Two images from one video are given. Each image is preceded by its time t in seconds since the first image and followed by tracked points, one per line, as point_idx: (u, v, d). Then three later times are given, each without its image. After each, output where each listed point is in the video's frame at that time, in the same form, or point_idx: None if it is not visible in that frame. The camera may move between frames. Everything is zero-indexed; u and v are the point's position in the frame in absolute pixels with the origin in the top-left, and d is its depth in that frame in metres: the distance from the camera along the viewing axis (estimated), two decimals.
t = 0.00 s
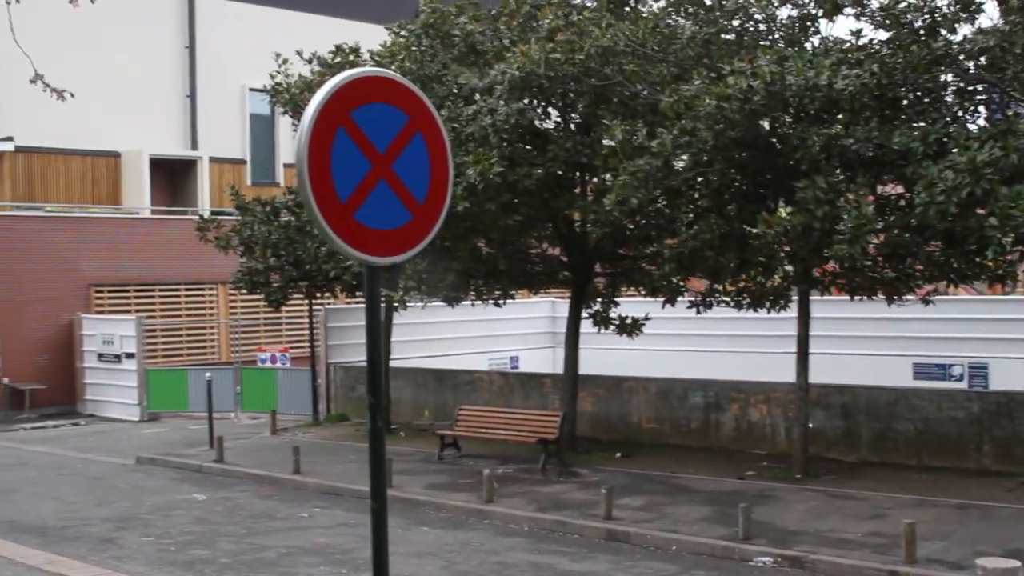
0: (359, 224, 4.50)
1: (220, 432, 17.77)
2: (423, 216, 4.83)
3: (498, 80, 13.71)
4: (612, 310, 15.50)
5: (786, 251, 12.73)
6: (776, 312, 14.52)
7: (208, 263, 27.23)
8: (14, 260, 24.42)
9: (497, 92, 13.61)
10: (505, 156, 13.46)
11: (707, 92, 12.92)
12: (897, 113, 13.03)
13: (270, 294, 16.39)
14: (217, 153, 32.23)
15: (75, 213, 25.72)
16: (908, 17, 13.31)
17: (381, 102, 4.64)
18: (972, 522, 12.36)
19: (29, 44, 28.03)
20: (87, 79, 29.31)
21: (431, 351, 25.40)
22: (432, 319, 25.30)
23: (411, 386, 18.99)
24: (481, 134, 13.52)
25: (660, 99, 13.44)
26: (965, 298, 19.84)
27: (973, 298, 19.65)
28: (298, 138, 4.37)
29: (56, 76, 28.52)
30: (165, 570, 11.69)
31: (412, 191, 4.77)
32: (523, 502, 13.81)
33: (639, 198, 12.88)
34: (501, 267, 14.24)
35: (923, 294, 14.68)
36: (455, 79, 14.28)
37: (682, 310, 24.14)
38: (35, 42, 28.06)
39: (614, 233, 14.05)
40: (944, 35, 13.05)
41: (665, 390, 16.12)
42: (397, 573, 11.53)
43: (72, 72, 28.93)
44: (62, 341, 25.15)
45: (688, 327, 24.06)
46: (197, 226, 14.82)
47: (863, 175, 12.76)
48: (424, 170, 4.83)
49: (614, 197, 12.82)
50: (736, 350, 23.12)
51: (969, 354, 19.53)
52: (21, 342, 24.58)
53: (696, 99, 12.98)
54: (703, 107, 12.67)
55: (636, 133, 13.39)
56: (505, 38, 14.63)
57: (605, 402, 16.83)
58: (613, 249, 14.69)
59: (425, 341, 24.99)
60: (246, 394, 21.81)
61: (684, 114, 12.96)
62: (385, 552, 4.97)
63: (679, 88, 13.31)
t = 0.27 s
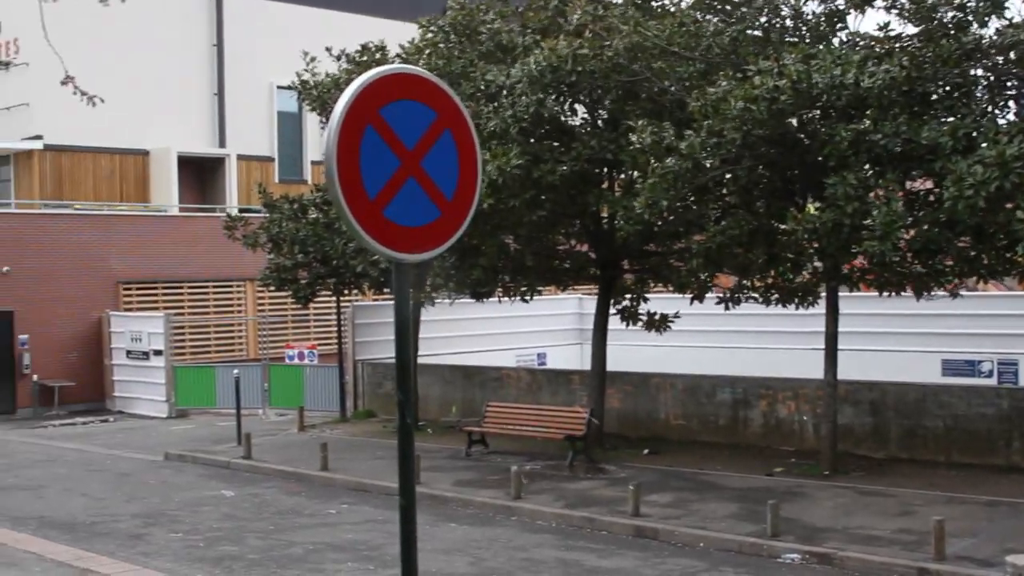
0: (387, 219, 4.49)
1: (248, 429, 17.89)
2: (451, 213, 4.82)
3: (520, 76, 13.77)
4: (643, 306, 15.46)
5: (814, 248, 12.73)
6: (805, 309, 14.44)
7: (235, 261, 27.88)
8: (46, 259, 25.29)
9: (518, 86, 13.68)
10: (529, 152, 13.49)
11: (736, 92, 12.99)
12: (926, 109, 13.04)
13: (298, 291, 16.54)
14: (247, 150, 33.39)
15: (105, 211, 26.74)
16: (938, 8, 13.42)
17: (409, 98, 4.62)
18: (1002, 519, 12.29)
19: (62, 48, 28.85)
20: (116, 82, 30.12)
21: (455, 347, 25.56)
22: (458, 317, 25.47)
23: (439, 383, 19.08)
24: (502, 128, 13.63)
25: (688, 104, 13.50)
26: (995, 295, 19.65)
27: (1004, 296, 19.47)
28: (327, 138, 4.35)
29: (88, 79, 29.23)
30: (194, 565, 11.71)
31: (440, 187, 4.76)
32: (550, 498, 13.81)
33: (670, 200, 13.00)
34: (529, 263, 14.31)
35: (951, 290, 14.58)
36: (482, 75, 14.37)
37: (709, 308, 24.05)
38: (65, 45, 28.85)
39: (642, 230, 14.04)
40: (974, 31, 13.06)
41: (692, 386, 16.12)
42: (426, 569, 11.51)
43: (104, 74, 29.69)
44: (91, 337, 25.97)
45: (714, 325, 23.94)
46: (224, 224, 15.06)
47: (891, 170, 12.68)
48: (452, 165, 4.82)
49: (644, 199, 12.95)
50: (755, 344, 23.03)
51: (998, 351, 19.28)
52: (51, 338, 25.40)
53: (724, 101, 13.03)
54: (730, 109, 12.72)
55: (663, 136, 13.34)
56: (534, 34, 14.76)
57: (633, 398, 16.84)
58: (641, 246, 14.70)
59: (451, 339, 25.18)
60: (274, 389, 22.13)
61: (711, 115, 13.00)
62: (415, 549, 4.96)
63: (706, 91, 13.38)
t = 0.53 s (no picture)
0: (412, 217, 4.51)
1: (274, 425, 17.99)
2: (478, 211, 4.82)
3: (539, 73, 13.80)
4: (668, 302, 15.58)
5: (841, 244, 12.70)
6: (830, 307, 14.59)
7: (259, 259, 28.04)
8: (80, 255, 25.56)
9: (535, 83, 13.71)
10: (550, 151, 13.58)
11: (759, 90, 12.91)
12: (952, 105, 12.92)
13: (323, 287, 16.63)
14: (274, 148, 33.36)
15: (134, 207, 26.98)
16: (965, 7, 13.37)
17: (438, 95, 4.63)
18: None
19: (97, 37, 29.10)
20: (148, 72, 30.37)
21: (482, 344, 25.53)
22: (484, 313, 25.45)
23: (464, 379, 19.14)
24: (518, 129, 13.71)
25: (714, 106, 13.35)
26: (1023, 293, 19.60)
27: None
28: (353, 133, 4.38)
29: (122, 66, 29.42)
30: (221, 561, 11.72)
31: (468, 185, 4.76)
32: (576, 496, 13.82)
33: (693, 195, 12.82)
34: (552, 260, 14.23)
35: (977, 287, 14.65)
36: (507, 73, 14.37)
37: (734, 304, 24.01)
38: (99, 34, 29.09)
39: (667, 227, 14.01)
40: (1002, 26, 12.87)
41: (718, 383, 16.12)
42: (452, 566, 11.50)
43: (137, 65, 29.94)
44: (116, 336, 26.07)
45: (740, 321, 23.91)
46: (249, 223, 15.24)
47: (917, 166, 12.56)
48: (480, 164, 4.83)
49: (668, 195, 12.81)
50: (779, 340, 23.05)
51: None
52: (77, 334, 25.57)
53: (746, 100, 12.99)
54: (754, 106, 12.66)
55: (688, 137, 13.18)
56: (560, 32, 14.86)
57: (658, 396, 16.85)
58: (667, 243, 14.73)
59: (477, 335, 25.14)
60: (298, 385, 22.28)
61: (735, 113, 13.01)
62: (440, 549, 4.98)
63: (728, 91, 13.35)
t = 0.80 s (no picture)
0: (437, 210, 4.51)
1: (298, 419, 18.09)
2: (503, 205, 4.82)
3: (563, 70, 13.88)
4: (691, 297, 15.73)
5: (866, 237, 12.66)
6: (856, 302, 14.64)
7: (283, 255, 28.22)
8: (106, 249, 25.79)
9: (561, 81, 13.78)
10: (575, 146, 13.57)
11: (784, 79, 12.84)
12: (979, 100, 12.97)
13: (348, 282, 16.77)
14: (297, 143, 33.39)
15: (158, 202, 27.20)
16: None
17: (462, 89, 4.65)
18: None
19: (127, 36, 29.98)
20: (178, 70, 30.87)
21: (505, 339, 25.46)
22: (506, 308, 25.32)
23: (488, 374, 19.21)
24: (542, 126, 13.69)
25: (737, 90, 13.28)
26: None
27: None
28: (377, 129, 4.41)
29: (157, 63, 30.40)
30: (244, 555, 11.72)
31: (492, 178, 4.77)
32: (599, 490, 13.82)
33: (714, 184, 12.74)
34: (576, 254, 14.39)
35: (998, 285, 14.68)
36: (530, 68, 14.45)
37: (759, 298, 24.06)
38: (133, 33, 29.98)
39: (691, 219, 14.09)
40: None
41: (742, 378, 16.15)
42: (475, 560, 11.48)
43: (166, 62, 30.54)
44: (140, 331, 26.35)
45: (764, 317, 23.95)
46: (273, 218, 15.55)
47: (943, 160, 12.52)
48: (505, 157, 4.83)
49: (689, 185, 12.74)
50: (803, 336, 22.96)
51: None
52: (101, 329, 25.75)
53: (771, 87, 12.93)
54: (778, 95, 12.62)
55: (711, 123, 13.25)
56: (584, 28, 14.95)
57: (682, 391, 16.87)
58: (690, 238, 14.81)
59: (500, 330, 25.09)
60: (321, 380, 22.09)
61: (761, 100, 12.92)
62: (465, 536, 4.92)
63: (753, 78, 13.24)
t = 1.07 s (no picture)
0: (461, 209, 4.50)
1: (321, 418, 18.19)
2: (528, 204, 4.80)
3: (595, 66, 13.87)
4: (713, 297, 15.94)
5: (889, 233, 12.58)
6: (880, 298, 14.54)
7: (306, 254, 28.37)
8: (129, 248, 25.95)
9: (593, 77, 13.77)
10: (602, 143, 13.51)
11: (809, 73, 12.86)
12: (1004, 97, 12.83)
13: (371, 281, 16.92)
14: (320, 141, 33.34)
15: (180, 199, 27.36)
16: None
17: (486, 87, 4.64)
18: None
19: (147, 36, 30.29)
20: (201, 72, 31.09)
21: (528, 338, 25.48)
22: (528, 307, 25.36)
23: (510, 373, 19.28)
24: (578, 117, 13.64)
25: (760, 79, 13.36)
26: None
27: None
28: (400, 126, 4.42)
29: (172, 65, 30.64)
30: (266, 552, 11.70)
31: (518, 177, 4.75)
32: (622, 489, 13.82)
33: (736, 179, 12.74)
34: (600, 252, 14.51)
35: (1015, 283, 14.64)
36: (553, 68, 14.60)
37: (783, 297, 24.10)
38: (153, 34, 30.32)
39: (712, 215, 14.12)
40: None
41: (765, 376, 16.19)
42: (498, 558, 11.45)
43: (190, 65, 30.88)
44: (161, 333, 26.44)
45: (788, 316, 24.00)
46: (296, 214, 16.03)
47: (966, 157, 12.49)
48: (530, 156, 4.81)
49: (712, 178, 12.75)
50: (829, 335, 22.96)
51: None
52: (124, 326, 25.87)
53: (796, 80, 12.98)
54: (803, 89, 12.64)
55: (735, 115, 13.40)
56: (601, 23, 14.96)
57: (704, 389, 16.97)
58: (713, 236, 14.87)
59: (522, 328, 25.09)
60: (345, 378, 22.02)
61: (786, 94, 12.93)
62: (490, 535, 4.85)
63: (778, 70, 13.28)
